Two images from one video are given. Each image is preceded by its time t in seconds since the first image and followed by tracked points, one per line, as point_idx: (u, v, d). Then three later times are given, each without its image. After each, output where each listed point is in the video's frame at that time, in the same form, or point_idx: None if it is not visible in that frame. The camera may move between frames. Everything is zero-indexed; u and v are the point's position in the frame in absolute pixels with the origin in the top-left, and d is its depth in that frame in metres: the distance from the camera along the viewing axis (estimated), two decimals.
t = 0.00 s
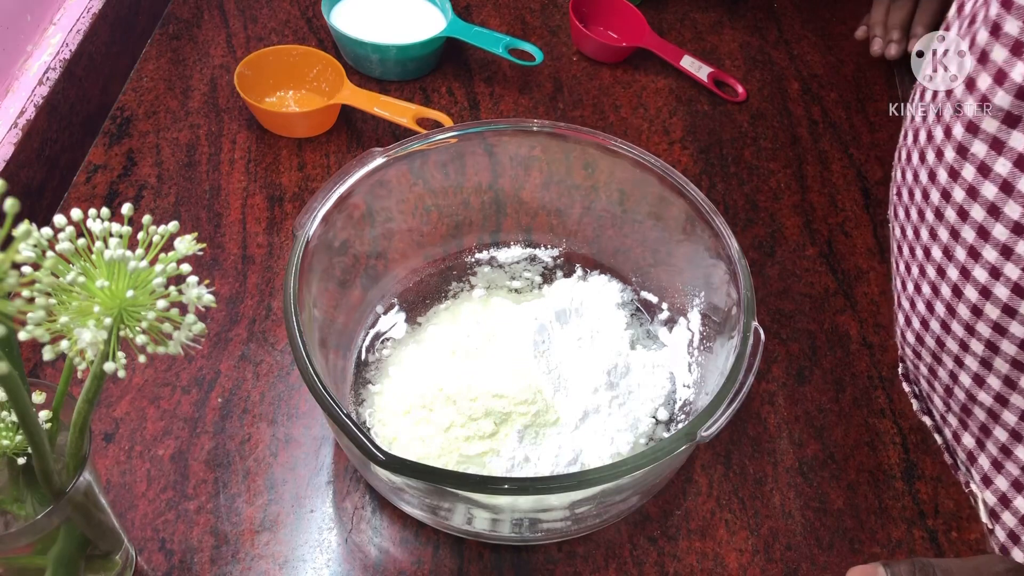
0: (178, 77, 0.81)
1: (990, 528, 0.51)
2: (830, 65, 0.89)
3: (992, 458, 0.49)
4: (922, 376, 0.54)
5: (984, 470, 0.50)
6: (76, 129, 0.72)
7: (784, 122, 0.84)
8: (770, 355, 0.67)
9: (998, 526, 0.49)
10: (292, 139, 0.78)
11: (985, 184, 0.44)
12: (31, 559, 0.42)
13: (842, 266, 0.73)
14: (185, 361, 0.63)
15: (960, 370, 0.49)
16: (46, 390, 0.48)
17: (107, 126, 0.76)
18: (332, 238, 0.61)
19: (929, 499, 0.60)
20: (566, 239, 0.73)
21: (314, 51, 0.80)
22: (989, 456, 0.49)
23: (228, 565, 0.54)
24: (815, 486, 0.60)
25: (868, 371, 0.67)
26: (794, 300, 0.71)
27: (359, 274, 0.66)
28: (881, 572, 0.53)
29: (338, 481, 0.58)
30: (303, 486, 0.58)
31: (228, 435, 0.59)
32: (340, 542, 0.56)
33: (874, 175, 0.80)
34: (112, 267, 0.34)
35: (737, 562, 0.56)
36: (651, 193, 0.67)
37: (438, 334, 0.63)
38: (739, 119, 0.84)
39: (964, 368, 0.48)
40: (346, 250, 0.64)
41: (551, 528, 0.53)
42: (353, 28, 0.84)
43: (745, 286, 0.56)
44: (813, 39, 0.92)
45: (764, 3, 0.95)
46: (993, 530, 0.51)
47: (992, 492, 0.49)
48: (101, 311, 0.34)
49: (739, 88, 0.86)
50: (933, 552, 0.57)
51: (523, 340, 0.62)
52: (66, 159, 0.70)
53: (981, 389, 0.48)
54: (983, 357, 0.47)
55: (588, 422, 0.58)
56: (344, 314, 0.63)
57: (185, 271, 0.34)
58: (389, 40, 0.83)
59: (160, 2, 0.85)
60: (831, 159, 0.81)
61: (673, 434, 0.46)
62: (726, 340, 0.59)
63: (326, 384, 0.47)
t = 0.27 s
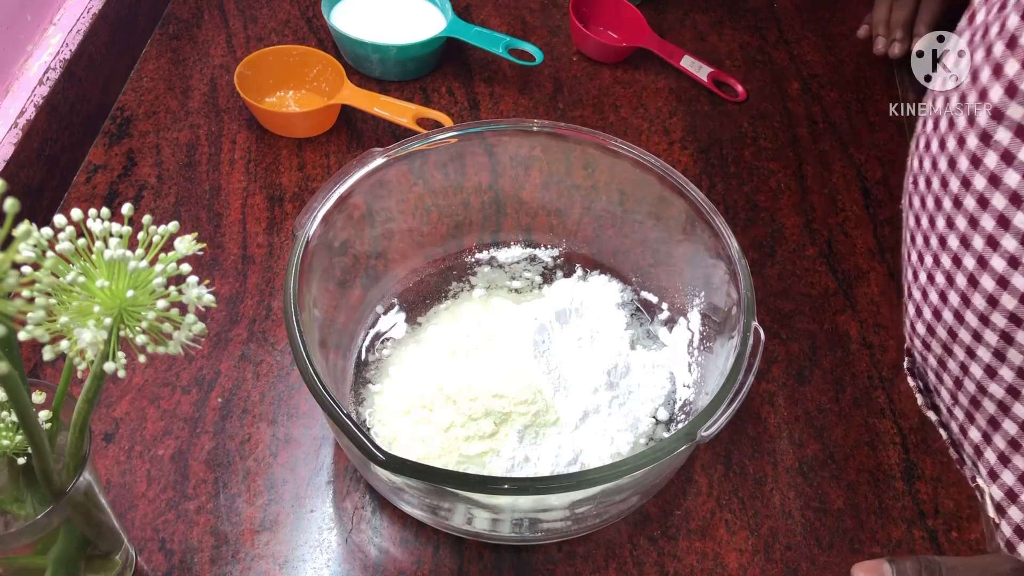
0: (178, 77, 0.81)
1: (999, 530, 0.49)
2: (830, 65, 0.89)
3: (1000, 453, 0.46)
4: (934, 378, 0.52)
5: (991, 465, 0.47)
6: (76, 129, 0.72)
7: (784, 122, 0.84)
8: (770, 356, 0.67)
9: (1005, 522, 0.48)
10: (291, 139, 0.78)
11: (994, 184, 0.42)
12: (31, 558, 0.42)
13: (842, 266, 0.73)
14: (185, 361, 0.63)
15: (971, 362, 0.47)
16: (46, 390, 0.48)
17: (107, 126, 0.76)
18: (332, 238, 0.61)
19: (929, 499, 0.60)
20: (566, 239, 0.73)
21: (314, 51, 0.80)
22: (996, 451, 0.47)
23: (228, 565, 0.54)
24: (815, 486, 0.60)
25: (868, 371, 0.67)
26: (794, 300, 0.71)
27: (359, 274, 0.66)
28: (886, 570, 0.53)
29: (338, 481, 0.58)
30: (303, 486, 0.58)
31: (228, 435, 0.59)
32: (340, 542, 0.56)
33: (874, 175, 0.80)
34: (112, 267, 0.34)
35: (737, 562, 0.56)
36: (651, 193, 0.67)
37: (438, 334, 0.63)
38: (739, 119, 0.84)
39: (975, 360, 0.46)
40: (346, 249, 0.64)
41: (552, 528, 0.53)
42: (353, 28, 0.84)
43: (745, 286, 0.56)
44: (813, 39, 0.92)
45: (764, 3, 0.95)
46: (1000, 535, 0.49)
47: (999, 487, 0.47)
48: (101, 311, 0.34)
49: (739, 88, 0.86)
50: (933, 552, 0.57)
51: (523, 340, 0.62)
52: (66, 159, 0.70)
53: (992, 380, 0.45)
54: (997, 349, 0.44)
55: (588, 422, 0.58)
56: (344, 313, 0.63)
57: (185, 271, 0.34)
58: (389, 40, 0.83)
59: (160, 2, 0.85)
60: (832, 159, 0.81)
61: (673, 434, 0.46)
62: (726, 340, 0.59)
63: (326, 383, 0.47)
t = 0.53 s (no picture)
0: (178, 77, 0.81)
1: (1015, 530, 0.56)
2: (830, 65, 0.89)
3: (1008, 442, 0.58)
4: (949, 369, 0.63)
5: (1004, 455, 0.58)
6: (76, 129, 0.72)
7: (784, 122, 0.84)
8: (771, 356, 0.67)
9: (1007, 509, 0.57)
10: (292, 139, 0.78)
11: None
12: (31, 558, 0.42)
13: (842, 266, 0.73)
14: (185, 361, 0.63)
15: (977, 360, 0.60)
16: (46, 390, 0.48)
17: (107, 126, 0.76)
18: (332, 238, 0.61)
19: (929, 499, 0.60)
20: (566, 239, 0.73)
21: (314, 51, 0.80)
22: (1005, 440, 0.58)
23: (228, 565, 0.54)
24: (815, 486, 0.60)
25: (868, 371, 0.67)
26: (795, 300, 0.71)
27: (359, 274, 0.66)
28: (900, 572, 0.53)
29: (338, 481, 0.58)
30: (303, 486, 0.58)
31: (228, 435, 0.59)
32: (340, 542, 0.56)
33: (874, 175, 0.80)
34: (112, 267, 0.34)
35: (737, 562, 0.56)
36: (651, 193, 0.67)
37: (438, 334, 0.63)
38: (739, 119, 0.84)
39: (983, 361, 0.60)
40: (346, 250, 0.64)
41: (551, 528, 0.53)
42: (353, 28, 0.84)
43: (745, 286, 0.56)
44: (813, 39, 0.92)
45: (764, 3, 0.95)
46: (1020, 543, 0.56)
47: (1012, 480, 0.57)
48: (101, 311, 0.34)
49: (739, 88, 0.86)
50: (934, 552, 0.57)
51: (523, 339, 0.62)
52: (66, 159, 0.70)
53: (997, 381, 0.59)
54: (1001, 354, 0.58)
55: (588, 422, 0.58)
56: (344, 313, 0.63)
57: (185, 271, 0.34)
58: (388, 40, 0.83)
59: (160, 2, 0.85)
60: (832, 159, 0.81)
61: (673, 434, 0.46)
62: (725, 340, 0.59)
63: (326, 384, 0.47)
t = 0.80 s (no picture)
0: (178, 77, 0.81)
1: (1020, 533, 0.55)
2: (830, 65, 0.89)
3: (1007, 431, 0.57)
4: (964, 374, 0.60)
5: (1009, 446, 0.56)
6: (76, 129, 0.72)
7: (784, 122, 0.84)
8: (771, 356, 0.67)
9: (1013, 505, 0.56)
10: (292, 139, 0.78)
11: None
12: (31, 558, 0.42)
13: (842, 266, 0.73)
14: (185, 361, 0.63)
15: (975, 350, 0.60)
16: (46, 390, 0.48)
17: (107, 126, 0.76)
18: (332, 238, 0.61)
19: (929, 499, 0.60)
20: (566, 239, 0.73)
21: (314, 51, 0.80)
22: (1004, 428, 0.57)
23: (228, 565, 0.54)
24: (815, 486, 0.60)
25: (868, 371, 0.67)
26: (795, 300, 0.71)
27: (359, 274, 0.66)
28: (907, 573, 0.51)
29: (338, 481, 0.58)
30: (303, 486, 0.58)
31: (228, 435, 0.59)
32: (340, 542, 0.56)
33: (874, 175, 0.80)
34: (112, 267, 0.34)
35: (737, 562, 0.56)
36: (651, 193, 0.67)
37: (438, 334, 0.63)
38: (739, 119, 0.84)
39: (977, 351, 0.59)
40: (346, 249, 0.64)
41: (551, 528, 0.53)
42: (353, 28, 0.84)
43: (745, 286, 0.56)
44: (813, 39, 0.92)
45: (764, 3, 0.95)
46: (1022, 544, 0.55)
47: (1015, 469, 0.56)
48: (101, 311, 0.34)
49: (739, 88, 0.86)
50: (933, 552, 0.57)
51: (523, 339, 0.62)
52: (66, 159, 0.70)
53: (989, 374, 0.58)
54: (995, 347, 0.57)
55: (588, 422, 0.58)
56: (344, 313, 0.63)
57: (185, 271, 0.34)
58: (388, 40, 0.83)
59: (160, 2, 0.85)
60: (832, 159, 0.81)
61: (673, 434, 0.46)
62: (725, 340, 0.59)
63: (326, 384, 0.47)
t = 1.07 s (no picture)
0: (177, 77, 0.81)
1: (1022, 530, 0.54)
2: (830, 65, 0.89)
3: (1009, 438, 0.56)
4: (960, 367, 0.60)
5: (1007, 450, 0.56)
6: (76, 129, 0.72)
7: (784, 122, 0.84)
8: (770, 356, 0.67)
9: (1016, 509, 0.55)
10: (292, 139, 0.78)
11: None
12: (31, 558, 0.42)
13: (842, 266, 0.73)
14: (185, 361, 0.63)
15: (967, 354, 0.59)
16: (46, 390, 0.48)
17: (107, 126, 0.76)
18: (332, 238, 0.61)
19: (929, 499, 0.60)
20: (566, 239, 0.73)
21: (314, 51, 0.80)
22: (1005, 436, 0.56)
23: (228, 565, 0.54)
24: (815, 486, 0.60)
25: (868, 371, 0.67)
26: (795, 300, 0.71)
27: (359, 274, 0.66)
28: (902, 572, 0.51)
29: (338, 481, 0.58)
30: (303, 486, 0.58)
31: (228, 435, 0.59)
32: (340, 542, 0.56)
33: (874, 175, 0.80)
34: (112, 267, 0.34)
35: (737, 562, 0.56)
36: (652, 193, 0.67)
37: (438, 334, 0.63)
38: (739, 119, 0.84)
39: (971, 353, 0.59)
40: (346, 249, 0.64)
41: (551, 528, 0.53)
42: (353, 28, 0.84)
43: (745, 286, 0.56)
44: (813, 39, 0.92)
45: (764, 3, 0.95)
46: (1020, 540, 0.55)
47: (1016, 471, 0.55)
48: (101, 310, 0.34)
49: (739, 88, 0.86)
50: (933, 552, 0.57)
51: (523, 339, 0.62)
52: (66, 159, 0.70)
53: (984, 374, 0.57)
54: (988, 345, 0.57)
55: (588, 422, 0.58)
56: (344, 313, 0.63)
57: (185, 271, 0.34)
58: (388, 40, 0.83)
59: (160, 2, 0.85)
60: (832, 159, 0.81)
61: (673, 434, 0.46)
62: (725, 340, 0.59)
63: (326, 384, 0.47)
